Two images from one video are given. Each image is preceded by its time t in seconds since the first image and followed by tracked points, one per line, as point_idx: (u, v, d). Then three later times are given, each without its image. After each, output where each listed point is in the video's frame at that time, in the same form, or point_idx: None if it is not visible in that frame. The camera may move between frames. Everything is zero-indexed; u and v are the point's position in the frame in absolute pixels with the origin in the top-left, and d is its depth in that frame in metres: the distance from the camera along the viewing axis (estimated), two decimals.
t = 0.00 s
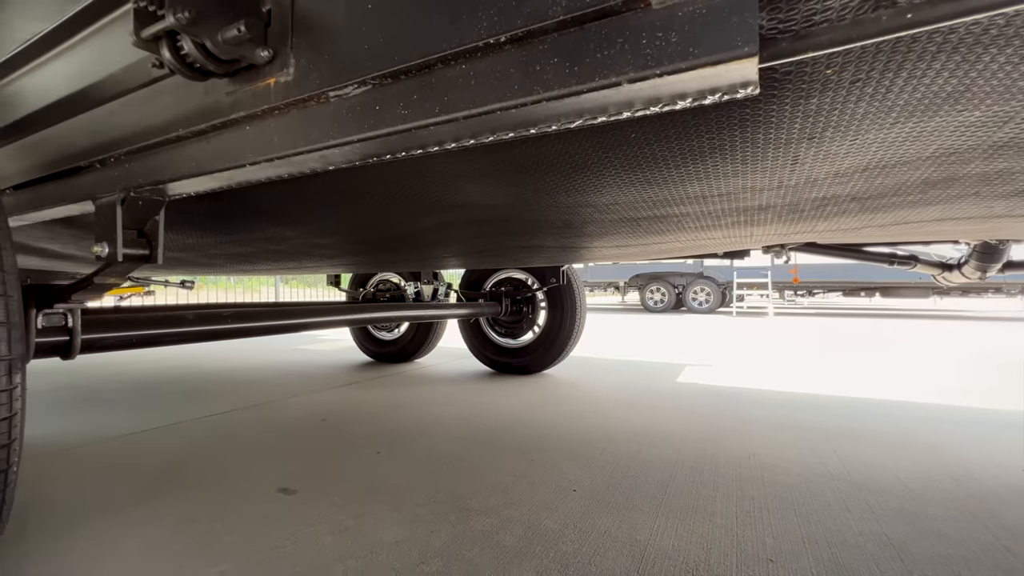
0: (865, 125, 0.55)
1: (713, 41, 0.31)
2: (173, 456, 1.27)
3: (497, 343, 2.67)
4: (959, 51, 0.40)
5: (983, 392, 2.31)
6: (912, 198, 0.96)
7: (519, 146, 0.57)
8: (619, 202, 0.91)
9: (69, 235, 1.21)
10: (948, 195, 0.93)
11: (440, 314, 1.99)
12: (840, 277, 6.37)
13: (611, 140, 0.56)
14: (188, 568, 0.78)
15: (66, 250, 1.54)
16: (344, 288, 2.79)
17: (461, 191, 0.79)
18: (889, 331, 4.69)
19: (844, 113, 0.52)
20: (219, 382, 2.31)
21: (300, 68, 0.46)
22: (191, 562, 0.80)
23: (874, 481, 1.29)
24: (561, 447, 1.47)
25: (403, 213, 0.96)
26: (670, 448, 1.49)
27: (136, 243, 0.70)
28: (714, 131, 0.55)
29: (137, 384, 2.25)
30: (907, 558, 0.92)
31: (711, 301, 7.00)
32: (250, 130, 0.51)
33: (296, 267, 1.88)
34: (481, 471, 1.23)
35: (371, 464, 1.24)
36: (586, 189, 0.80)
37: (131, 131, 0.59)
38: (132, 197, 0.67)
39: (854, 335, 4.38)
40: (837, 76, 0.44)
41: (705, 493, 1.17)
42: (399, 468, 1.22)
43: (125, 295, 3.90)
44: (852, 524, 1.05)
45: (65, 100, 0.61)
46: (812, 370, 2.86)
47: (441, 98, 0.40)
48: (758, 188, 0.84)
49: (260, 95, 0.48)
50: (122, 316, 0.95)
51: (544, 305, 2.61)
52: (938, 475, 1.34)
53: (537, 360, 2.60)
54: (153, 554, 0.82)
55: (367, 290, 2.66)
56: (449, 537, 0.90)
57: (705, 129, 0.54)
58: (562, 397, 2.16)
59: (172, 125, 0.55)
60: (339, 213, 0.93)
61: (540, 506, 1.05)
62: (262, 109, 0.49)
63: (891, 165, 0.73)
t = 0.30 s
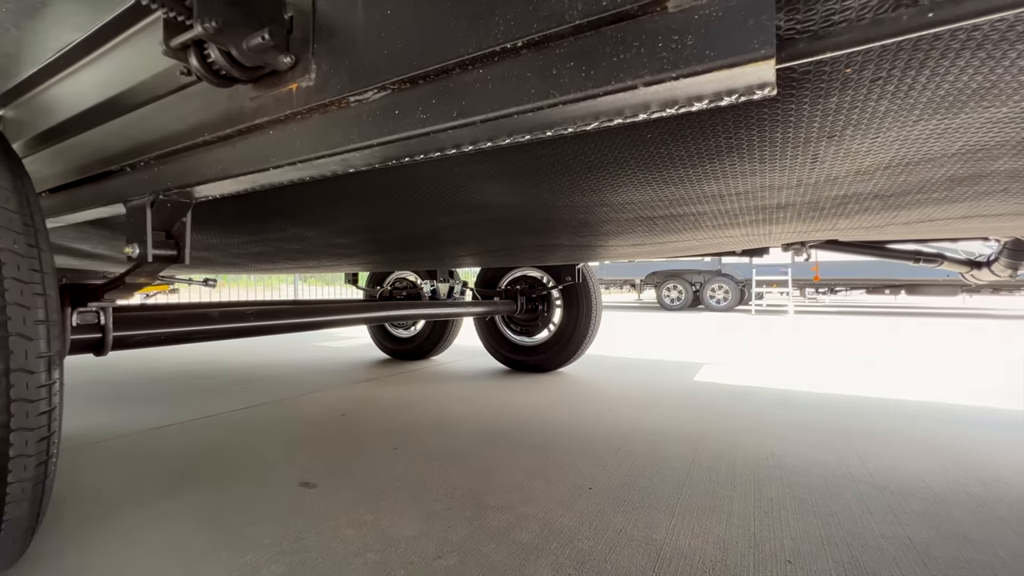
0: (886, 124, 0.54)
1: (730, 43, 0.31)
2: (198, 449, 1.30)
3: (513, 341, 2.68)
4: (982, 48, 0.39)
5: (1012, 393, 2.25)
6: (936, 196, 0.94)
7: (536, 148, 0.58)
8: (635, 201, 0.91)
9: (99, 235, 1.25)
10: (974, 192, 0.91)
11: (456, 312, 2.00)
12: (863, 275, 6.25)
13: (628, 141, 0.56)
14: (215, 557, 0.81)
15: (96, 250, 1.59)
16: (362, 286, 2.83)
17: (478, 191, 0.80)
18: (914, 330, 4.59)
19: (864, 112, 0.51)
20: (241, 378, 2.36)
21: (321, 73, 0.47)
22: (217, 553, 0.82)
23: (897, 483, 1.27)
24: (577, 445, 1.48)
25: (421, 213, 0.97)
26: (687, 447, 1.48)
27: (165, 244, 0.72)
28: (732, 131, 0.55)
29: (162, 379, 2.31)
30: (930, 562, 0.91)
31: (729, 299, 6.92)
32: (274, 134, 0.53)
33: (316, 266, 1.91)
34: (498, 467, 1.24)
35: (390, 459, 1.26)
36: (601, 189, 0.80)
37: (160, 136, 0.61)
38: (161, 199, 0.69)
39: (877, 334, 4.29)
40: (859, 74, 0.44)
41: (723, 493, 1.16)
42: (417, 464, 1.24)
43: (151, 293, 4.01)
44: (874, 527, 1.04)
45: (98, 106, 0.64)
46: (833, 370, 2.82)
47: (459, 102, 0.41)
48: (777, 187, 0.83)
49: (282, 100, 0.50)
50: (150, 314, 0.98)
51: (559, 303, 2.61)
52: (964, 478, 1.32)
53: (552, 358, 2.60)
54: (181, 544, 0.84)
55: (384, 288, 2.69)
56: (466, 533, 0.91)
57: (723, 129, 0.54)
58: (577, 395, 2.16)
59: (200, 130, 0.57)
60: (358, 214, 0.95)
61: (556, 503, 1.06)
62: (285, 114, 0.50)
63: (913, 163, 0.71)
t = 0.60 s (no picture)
0: (898, 122, 0.54)
1: (739, 47, 0.31)
2: (218, 443, 1.33)
3: (525, 339, 2.69)
4: (995, 47, 0.39)
5: None
6: (952, 194, 0.93)
7: (547, 149, 0.58)
8: (646, 200, 0.91)
9: (122, 235, 1.28)
10: (990, 190, 0.90)
11: (469, 310, 2.02)
12: (881, 273, 6.15)
13: (638, 142, 0.57)
14: (237, 547, 0.83)
15: (118, 249, 1.63)
16: (375, 284, 2.86)
17: (490, 191, 0.81)
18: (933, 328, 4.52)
19: (875, 111, 0.51)
20: (258, 374, 2.40)
21: (338, 77, 0.49)
22: (239, 543, 0.84)
23: (913, 484, 1.26)
24: (589, 442, 1.48)
25: (434, 212, 0.98)
26: (699, 446, 1.48)
27: (188, 244, 0.74)
28: (743, 131, 0.55)
29: (182, 375, 2.36)
30: (946, 562, 0.90)
31: (743, 297, 6.86)
32: (293, 137, 0.54)
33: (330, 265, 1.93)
34: (510, 464, 1.25)
35: (403, 455, 1.28)
36: (612, 188, 0.81)
37: (183, 139, 0.63)
38: (184, 201, 0.72)
39: (895, 333, 4.23)
40: (870, 75, 0.44)
41: (735, 491, 1.16)
42: (431, 459, 1.25)
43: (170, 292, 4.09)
44: (888, 527, 1.03)
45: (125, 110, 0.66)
46: (850, 369, 2.79)
47: (473, 106, 0.42)
48: (789, 185, 0.83)
49: (300, 103, 0.51)
50: (173, 311, 1.01)
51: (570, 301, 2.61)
52: (983, 479, 1.30)
53: (564, 356, 2.61)
54: (204, 534, 0.87)
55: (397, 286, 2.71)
56: (479, 527, 0.93)
57: (734, 129, 0.54)
58: (589, 393, 2.17)
59: (221, 133, 0.58)
60: (373, 213, 0.97)
61: (568, 499, 1.07)
62: (303, 117, 0.52)
63: (927, 161, 0.71)
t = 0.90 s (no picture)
0: (899, 128, 0.55)
1: (736, 63, 0.33)
2: (236, 438, 1.37)
3: (534, 337, 2.71)
4: (987, 59, 0.41)
5: None
6: (959, 195, 0.93)
7: (555, 155, 0.60)
8: (653, 202, 0.93)
9: (142, 236, 1.32)
10: (996, 191, 0.90)
11: (479, 308, 2.04)
12: (894, 271, 6.08)
13: (642, 148, 0.58)
14: (255, 538, 0.86)
15: (138, 249, 1.67)
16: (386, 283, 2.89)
17: (499, 194, 0.83)
18: (948, 328, 4.46)
19: (874, 118, 0.52)
20: (272, 371, 2.45)
21: (354, 87, 0.51)
22: (257, 534, 0.87)
23: (923, 484, 1.26)
24: (598, 440, 1.50)
25: (445, 214, 1.00)
26: (707, 444, 1.49)
27: (209, 246, 0.77)
28: (745, 137, 0.57)
29: (199, 372, 2.41)
30: (952, 561, 0.91)
31: (754, 296, 6.82)
32: (311, 145, 0.56)
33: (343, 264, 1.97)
34: (519, 461, 1.27)
35: (415, 451, 1.30)
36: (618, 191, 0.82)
37: (205, 146, 0.65)
38: (206, 205, 0.74)
39: (909, 332, 4.19)
40: (866, 85, 0.45)
41: (742, 489, 1.18)
42: (442, 456, 1.28)
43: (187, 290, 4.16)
44: (896, 526, 1.04)
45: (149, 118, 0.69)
46: (862, 369, 2.77)
47: (483, 117, 0.44)
48: (794, 188, 0.84)
49: (317, 112, 0.53)
50: (192, 310, 1.04)
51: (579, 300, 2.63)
52: (993, 479, 1.30)
53: (573, 354, 2.62)
54: (224, 524, 0.90)
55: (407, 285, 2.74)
56: (488, 521, 0.95)
57: (736, 135, 0.56)
58: (598, 391, 2.18)
59: (242, 141, 0.61)
60: (385, 215, 0.99)
61: (576, 495, 1.09)
62: (320, 126, 0.54)
63: (930, 164, 0.71)
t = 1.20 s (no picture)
0: (897, 122, 0.57)
1: (731, 62, 0.35)
2: (250, 430, 1.40)
3: (541, 334, 2.72)
4: (980, 54, 0.42)
5: None
6: (963, 189, 0.93)
7: (560, 151, 0.62)
8: (657, 198, 0.94)
9: (158, 233, 1.35)
10: (1000, 185, 0.91)
11: (486, 304, 2.06)
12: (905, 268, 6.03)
13: (645, 144, 0.60)
14: (270, 524, 0.89)
15: (153, 246, 1.71)
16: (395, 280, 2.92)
17: (506, 190, 0.85)
18: (960, 325, 4.42)
19: (872, 113, 0.53)
20: (283, 367, 2.48)
21: (366, 86, 0.53)
22: (273, 520, 0.90)
23: (929, 478, 1.26)
24: (605, 433, 1.51)
25: (453, 210, 1.02)
26: (713, 438, 1.51)
27: (226, 241, 0.80)
28: (746, 133, 0.58)
29: (213, 367, 2.46)
30: (955, 552, 0.92)
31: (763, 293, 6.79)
32: (325, 142, 0.58)
33: (352, 261, 1.99)
34: (527, 453, 1.29)
35: (423, 443, 1.33)
36: (623, 186, 0.84)
37: (222, 144, 0.68)
38: (223, 202, 0.77)
39: (920, 330, 4.16)
40: (863, 80, 0.46)
41: (747, 482, 1.19)
42: (450, 448, 1.30)
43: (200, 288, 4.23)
44: (899, 518, 1.04)
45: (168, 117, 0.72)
46: (871, 366, 2.76)
47: (490, 115, 0.46)
48: (797, 183, 0.85)
49: (330, 111, 0.55)
50: (208, 305, 1.07)
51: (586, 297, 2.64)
52: (1000, 475, 1.30)
53: (580, 351, 2.64)
54: (241, 511, 0.93)
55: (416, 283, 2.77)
56: (495, 511, 0.97)
57: (736, 130, 0.57)
58: (605, 387, 2.20)
59: (258, 139, 0.63)
60: (394, 212, 1.01)
61: (582, 486, 1.11)
62: (334, 125, 0.56)
63: (931, 159, 0.72)
